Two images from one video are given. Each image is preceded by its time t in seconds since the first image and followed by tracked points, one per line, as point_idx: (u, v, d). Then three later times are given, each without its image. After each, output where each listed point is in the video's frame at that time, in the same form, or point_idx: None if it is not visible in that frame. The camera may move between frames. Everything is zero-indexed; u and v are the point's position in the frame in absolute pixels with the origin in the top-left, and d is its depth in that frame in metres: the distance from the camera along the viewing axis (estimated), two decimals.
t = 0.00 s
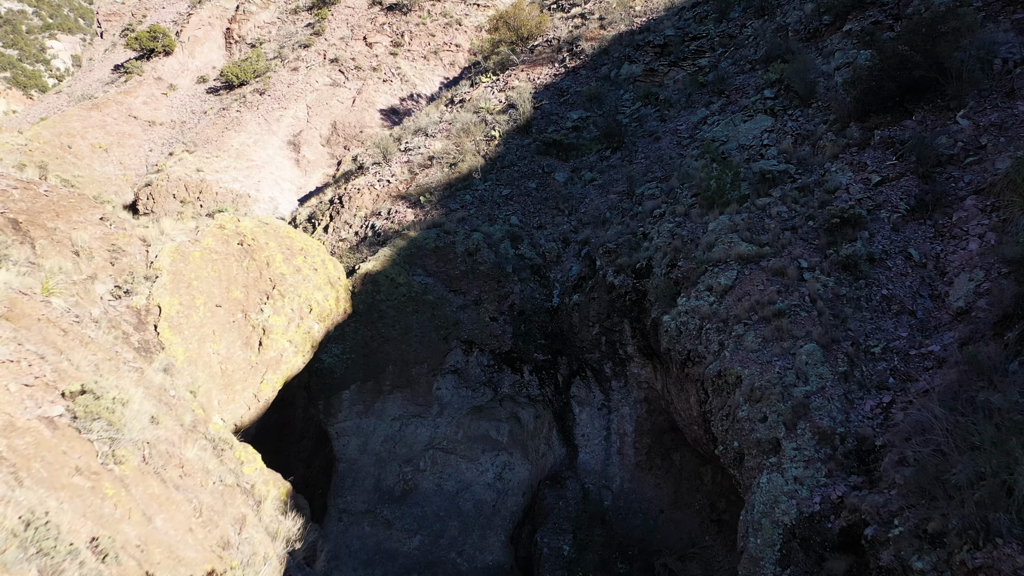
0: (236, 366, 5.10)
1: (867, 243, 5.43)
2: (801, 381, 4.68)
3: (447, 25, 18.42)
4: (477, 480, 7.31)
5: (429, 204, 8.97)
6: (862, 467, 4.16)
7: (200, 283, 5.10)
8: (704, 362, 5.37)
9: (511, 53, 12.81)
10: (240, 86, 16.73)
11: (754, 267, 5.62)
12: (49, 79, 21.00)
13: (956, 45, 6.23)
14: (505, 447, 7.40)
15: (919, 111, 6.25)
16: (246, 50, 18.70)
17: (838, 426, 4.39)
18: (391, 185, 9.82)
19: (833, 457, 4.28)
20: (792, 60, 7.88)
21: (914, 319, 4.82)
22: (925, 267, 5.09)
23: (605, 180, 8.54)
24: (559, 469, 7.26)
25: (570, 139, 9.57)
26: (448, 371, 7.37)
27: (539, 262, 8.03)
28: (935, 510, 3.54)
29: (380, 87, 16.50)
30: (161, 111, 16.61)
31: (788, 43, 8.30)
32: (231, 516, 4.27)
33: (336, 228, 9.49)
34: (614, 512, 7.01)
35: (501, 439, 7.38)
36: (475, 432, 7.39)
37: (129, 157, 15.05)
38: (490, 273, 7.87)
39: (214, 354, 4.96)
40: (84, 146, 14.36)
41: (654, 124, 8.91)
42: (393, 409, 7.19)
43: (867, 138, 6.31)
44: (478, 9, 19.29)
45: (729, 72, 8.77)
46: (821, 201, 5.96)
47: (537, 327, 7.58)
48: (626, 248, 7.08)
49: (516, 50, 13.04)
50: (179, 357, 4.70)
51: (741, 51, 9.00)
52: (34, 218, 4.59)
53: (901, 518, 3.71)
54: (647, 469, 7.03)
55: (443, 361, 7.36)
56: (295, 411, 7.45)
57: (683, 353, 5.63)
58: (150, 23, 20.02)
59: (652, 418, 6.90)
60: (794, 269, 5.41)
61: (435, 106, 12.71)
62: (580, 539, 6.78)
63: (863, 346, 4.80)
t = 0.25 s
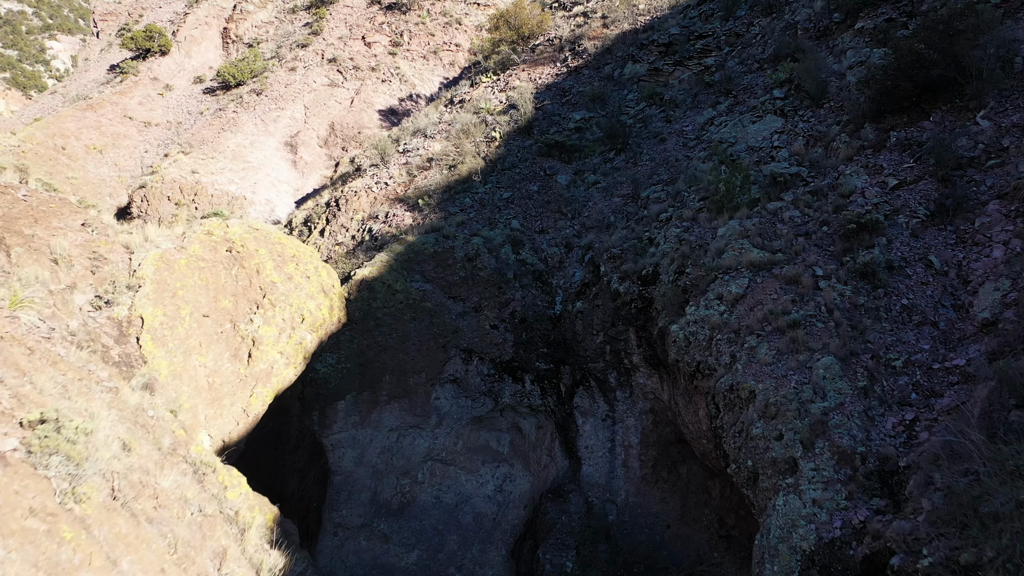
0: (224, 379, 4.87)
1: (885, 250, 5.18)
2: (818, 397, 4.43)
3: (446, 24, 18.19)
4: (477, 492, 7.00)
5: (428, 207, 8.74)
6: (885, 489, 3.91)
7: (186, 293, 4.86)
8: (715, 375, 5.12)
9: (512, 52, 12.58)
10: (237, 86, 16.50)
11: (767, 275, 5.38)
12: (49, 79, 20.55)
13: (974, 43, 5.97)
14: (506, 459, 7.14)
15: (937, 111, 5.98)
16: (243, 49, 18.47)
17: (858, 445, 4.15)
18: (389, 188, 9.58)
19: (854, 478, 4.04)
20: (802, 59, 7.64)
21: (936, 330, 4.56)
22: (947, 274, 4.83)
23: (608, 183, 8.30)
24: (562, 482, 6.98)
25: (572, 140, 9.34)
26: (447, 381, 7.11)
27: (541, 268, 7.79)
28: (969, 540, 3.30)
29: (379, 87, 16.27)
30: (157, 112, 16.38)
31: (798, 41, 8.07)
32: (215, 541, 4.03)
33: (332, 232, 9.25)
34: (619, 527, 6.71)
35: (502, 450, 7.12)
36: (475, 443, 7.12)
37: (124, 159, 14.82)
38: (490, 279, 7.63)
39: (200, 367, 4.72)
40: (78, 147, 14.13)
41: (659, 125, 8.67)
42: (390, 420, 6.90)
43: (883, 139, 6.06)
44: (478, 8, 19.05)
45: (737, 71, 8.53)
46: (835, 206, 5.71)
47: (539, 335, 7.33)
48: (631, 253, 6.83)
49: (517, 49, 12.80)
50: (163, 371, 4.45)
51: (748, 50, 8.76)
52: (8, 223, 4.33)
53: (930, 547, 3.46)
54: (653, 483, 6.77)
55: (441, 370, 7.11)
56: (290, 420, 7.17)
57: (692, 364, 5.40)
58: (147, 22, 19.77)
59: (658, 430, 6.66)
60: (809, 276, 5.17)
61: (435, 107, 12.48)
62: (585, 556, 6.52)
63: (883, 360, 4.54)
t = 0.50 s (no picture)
0: (210, 394, 4.63)
1: (904, 257, 4.93)
2: (837, 415, 4.19)
3: (446, 24, 17.97)
4: (477, 506, 6.60)
5: (426, 211, 8.51)
6: (910, 515, 3.66)
7: (170, 303, 4.62)
8: (727, 390, 4.89)
9: (513, 52, 12.35)
10: (234, 87, 16.27)
11: (780, 284, 5.16)
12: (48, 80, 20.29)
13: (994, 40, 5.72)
14: (506, 471, 6.76)
15: (955, 112, 5.73)
16: (240, 49, 18.24)
17: (881, 467, 3.90)
18: (387, 191, 9.35)
19: (876, 503, 3.79)
20: (812, 59, 7.41)
21: (961, 343, 4.30)
22: (971, 284, 4.57)
23: (612, 186, 8.07)
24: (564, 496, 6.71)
25: (575, 142, 9.11)
26: (446, 391, 6.85)
27: (543, 274, 7.55)
28: None
29: (377, 87, 16.04)
30: (152, 113, 16.14)
31: (807, 40, 7.84)
32: (196, 571, 3.79)
33: (328, 236, 9.01)
34: (624, 544, 6.45)
35: (502, 462, 6.75)
36: (475, 454, 6.77)
37: (119, 160, 14.59)
38: (491, 286, 7.40)
39: (185, 382, 4.48)
40: (73, 148, 13.89)
41: (664, 126, 8.43)
42: (387, 432, 6.61)
43: (899, 142, 5.81)
44: (478, 8, 18.83)
45: (744, 71, 8.30)
46: (850, 212, 5.48)
47: (541, 345, 7.09)
48: (637, 260, 6.60)
49: (518, 49, 12.57)
50: (145, 387, 4.21)
51: (755, 49, 8.54)
52: None
53: None
54: (659, 497, 6.50)
55: (440, 380, 6.87)
56: (285, 429, 6.81)
57: (701, 378, 5.17)
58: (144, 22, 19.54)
59: (664, 442, 6.42)
60: (825, 286, 4.93)
61: (434, 108, 12.25)
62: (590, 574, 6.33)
63: (905, 375, 4.28)
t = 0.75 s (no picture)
0: (196, 412, 4.39)
1: (925, 267, 4.69)
2: (857, 436, 3.95)
3: (446, 24, 17.74)
4: (477, 520, 6.16)
5: (425, 215, 8.27)
6: (939, 545, 3.42)
7: (153, 316, 4.39)
8: (741, 407, 4.65)
9: (514, 52, 12.12)
10: (231, 88, 16.02)
11: (794, 294, 4.94)
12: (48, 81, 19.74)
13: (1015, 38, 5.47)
14: (507, 484, 6.29)
15: (975, 113, 5.49)
16: (237, 49, 18.00)
17: (906, 492, 3.65)
18: (385, 195, 9.12)
19: (901, 531, 3.54)
20: (822, 59, 7.18)
21: (988, 359, 4.04)
22: (997, 295, 4.32)
23: (616, 190, 7.84)
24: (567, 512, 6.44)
25: (577, 144, 8.88)
26: (445, 402, 6.61)
27: (545, 281, 7.32)
28: None
29: (376, 88, 15.81)
30: (148, 113, 15.89)
31: (817, 39, 7.60)
32: None
33: (324, 241, 8.77)
34: (629, 561, 6.18)
35: (503, 475, 6.30)
36: (475, 467, 6.34)
37: (113, 162, 14.35)
38: (491, 293, 7.17)
39: (169, 399, 4.25)
40: (66, 150, 13.67)
41: (669, 128, 8.20)
42: (384, 445, 6.32)
43: (916, 145, 5.56)
44: (478, 7, 18.59)
45: (751, 72, 8.07)
46: (867, 218, 5.25)
47: (543, 355, 6.86)
48: (643, 267, 6.36)
49: (519, 48, 12.34)
50: (125, 406, 3.97)
51: (763, 49, 8.30)
52: None
53: None
54: (665, 513, 6.27)
55: (439, 392, 6.63)
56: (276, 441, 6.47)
57: (711, 393, 4.94)
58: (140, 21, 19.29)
59: (670, 456, 6.20)
60: (841, 297, 4.70)
61: (433, 109, 12.02)
62: None
63: (929, 393, 4.03)
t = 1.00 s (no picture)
0: (180, 433, 4.16)
1: (947, 278, 4.46)
2: (880, 461, 3.71)
3: (445, 24, 17.51)
4: (476, 536, 6.02)
5: (423, 220, 8.05)
6: None
7: (133, 332, 4.16)
8: (755, 427, 4.42)
9: (514, 52, 11.90)
10: (227, 88, 15.79)
11: (810, 308, 4.72)
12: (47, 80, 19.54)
13: None
14: (508, 499, 6.18)
15: (996, 116, 5.26)
16: (234, 49, 17.77)
17: (933, 523, 3.41)
18: (383, 199, 8.89)
19: (929, 565, 3.30)
20: (833, 60, 6.95)
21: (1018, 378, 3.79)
22: None
23: (620, 195, 7.62)
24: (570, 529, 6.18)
25: (580, 147, 8.66)
26: (444, 415, 6.34)
27: (547, 290, 7.09)
28: None
29: (374, 89, 15.59)
30: (143, 115, 15.66)
31: (827, 39, 7.37)
32: None
33: (320, 247, 8.54)
34: None
35: (504, 489, 6.20)
36: (474, 481, 6.22)
37: (108, 164, 14.12)
38: (491, 302, 6.94)
39: (150, 420, 4.01)
40: (60, 152, 13.47)
41: (675, 131, 7.97)
42: (379, 460, 6.07)
43: (934, 150, 5.33)
44: (478, 6, 18.36)
45: (759, 73, 7.84)
46: (884, 227, 5.02)
47: (544, 367, 6.61)
48: (649, 276, 6.12)
49: (519, 48, 12.10)
50: (102, 429, 3.72)
51: (771, 49, 8.08)
52: None
53: None
54: (672, 531, 6.01)
55: (436, 404, 6.35)
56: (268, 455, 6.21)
57: (722, 411, 4.73)
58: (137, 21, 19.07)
59: (677, 472, 5.94)
60: (859, 311, 4.47)
61: (432, 110, 11.79)
62: None
63: (956, 415, 3.78)
